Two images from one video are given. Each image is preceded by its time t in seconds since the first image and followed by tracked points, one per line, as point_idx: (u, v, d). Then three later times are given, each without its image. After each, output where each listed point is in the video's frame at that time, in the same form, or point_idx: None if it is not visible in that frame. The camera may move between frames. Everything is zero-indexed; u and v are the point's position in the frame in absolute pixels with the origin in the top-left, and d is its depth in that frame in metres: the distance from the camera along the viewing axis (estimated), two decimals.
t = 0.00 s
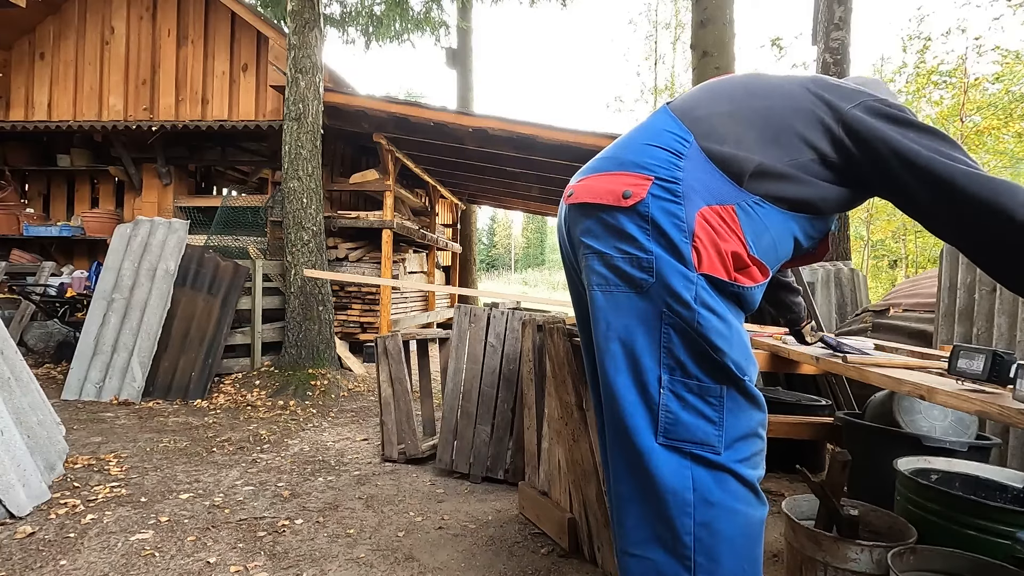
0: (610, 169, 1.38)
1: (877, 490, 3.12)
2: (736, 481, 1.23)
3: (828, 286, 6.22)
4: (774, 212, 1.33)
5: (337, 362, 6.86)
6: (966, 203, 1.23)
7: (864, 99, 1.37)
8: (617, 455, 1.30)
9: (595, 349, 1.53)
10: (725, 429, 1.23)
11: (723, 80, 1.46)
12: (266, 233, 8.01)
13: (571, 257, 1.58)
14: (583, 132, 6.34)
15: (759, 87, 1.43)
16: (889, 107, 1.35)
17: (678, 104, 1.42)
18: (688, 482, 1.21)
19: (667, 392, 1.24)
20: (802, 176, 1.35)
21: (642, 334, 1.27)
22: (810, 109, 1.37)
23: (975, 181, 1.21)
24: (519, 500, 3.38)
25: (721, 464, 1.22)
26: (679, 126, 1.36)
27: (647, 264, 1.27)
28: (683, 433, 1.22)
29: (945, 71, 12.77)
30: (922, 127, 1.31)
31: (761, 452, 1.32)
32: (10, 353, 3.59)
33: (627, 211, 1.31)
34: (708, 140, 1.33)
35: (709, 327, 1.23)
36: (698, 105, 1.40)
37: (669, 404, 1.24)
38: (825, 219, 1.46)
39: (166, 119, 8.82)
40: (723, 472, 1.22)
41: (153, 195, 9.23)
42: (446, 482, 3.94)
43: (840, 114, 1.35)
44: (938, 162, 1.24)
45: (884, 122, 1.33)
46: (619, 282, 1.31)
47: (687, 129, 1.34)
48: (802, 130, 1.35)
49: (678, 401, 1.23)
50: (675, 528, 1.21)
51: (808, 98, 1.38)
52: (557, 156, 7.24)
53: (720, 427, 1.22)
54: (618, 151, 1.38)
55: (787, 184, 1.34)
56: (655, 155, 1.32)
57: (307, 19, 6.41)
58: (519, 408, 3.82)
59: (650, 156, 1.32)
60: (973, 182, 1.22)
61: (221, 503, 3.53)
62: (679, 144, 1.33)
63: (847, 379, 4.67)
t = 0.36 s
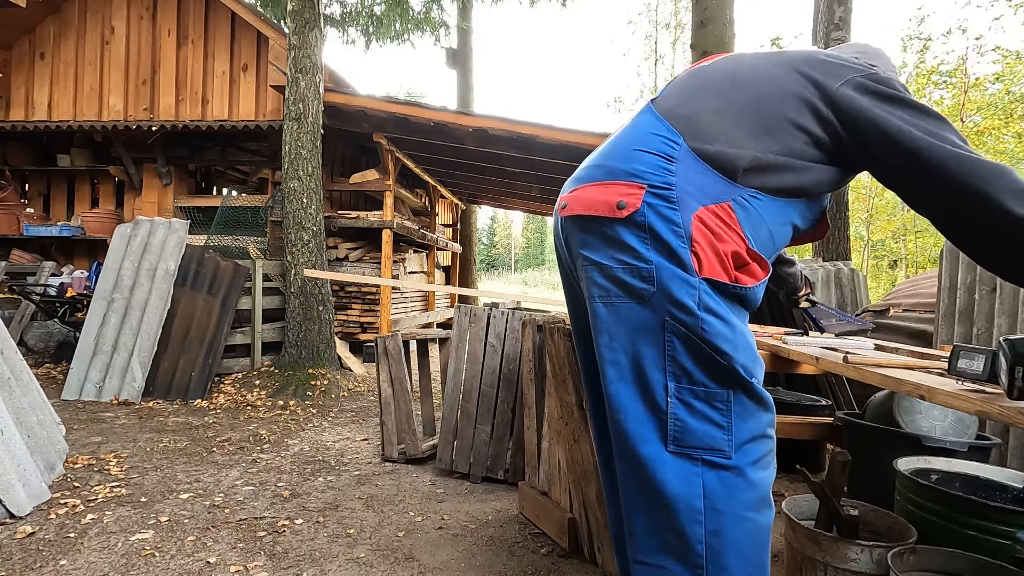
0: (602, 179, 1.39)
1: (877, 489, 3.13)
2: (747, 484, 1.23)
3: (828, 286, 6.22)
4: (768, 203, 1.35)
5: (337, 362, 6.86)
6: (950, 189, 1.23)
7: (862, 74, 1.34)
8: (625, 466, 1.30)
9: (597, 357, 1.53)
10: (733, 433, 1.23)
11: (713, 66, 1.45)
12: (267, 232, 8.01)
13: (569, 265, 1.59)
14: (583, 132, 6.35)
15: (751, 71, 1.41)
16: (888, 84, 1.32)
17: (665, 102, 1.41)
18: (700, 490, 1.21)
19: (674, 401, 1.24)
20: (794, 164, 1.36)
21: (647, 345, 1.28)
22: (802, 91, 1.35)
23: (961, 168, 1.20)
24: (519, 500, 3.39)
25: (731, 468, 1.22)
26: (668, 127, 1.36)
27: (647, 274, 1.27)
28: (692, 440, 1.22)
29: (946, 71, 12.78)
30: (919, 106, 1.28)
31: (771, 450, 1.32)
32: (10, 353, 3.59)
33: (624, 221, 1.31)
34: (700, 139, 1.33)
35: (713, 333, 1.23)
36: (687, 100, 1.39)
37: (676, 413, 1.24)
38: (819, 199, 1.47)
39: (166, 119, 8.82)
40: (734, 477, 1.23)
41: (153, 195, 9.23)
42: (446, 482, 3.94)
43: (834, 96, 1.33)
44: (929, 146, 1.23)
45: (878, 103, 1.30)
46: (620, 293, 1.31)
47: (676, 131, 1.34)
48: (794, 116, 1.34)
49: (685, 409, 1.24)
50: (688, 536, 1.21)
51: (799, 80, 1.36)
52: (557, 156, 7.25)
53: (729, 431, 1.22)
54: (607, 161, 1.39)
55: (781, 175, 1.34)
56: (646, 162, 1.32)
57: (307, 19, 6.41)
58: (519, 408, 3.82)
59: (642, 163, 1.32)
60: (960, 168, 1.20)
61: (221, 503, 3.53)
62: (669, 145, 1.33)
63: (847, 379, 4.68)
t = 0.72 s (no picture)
0: (585, 192, 1.39)
1: (877, 490, 3.13)
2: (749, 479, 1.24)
3: (828, 285, 6.22)
4: (743, 186, 1.35)
5: (337, 362, 6.86)
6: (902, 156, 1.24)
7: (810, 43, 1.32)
8: (625, 473, 1.30)
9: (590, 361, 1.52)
10: (733, 430, 1.23)
11: (662, 59, 1.45)
12: (267, 232, 8.01)
13: (559, 274, 1.58)
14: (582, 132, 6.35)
15: (702, 55, 1.40)
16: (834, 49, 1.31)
17: (632, 104, 1.40)
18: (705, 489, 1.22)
19: (672, 403, 1.23)
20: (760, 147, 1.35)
21: (640, 348, 1.27)
22: (751, 72, 1.34)
23: (909, 135, 1.21)
24: (519, 500, 3.38)
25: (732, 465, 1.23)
26: (639, 130, 1.35)
27: (639, 280, 1.27)
28: (693, 441, 1.23)
29: (946, 71, 12.78)
30: (864, 68, 1.27)
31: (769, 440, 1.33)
32: (10, 353, 3.58)
33: (610, 230, 1.31)
34: (672, 138, 1.31)
35: (707, 332, 1.22)
36: (652, 99, 1.38)
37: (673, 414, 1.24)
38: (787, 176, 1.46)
39: (165, 119, 8.82)
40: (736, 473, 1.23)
41: (153, 195, 9.23)
42: (446, 482, 3.94)
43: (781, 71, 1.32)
44: (867, 112, 1.24)
45: (821, 72, 1.29)
46: (613, 300, 1.30)
47: (647, 134, 1.33)
48: (754, 99, 1.33)
49: (682, 410, 1.23)
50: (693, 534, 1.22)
51: (743, 61, 1.35)
52: (557, 156, 7.25)
53: (729, 430, 1.22)
54: (587, 172, 1.38)
55: (749, 158, 1.34)
56: (624, 169, 1.31)
57: (307, 19, 6.41)
58: (519, 408, 3.82)
59: (621, 171, 1.32)
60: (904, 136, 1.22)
61: (222, 503, 3.53)
62: (643, 148, 1.32)
63: (847, 378, 4.67)
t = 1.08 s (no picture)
0: (526, 205, 1.51)
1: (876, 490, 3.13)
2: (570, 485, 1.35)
3: (828, 285, 6.22)
4: (674, 180, 1.42)
5: (337, 362, 6.86)
6: (780, 116, 1.34)
7: None
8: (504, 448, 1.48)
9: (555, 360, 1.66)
10: (572, 437, 1.34)
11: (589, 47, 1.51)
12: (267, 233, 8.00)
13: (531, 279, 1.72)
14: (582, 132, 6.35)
15: (617, 28, 1.48)
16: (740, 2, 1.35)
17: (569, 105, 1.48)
18: (523, 474, 1.36)
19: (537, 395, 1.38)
20: (676, 127, 1.42)
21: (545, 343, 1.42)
22: (661, 34, 1.41)
23: (787, 99, 1.32)
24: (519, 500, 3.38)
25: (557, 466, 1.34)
26: (565, 135, 1.45)
27: (567, 286, 1.38)
28: (539, 429, 1.36)
29: (946, 71, 12.79)
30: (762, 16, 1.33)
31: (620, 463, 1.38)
32: (10, 352, 3.58)
33: (546, 241, 1.43)
34: (593, 139, 1.40)
35: (588, 340, 1.33)
36: (580, 94, 1.47)
37: (534, 403, 1.39)
38: (717, 161, 1.54)
39: (165, 118, 8.83)
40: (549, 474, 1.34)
41: (153, 195, 9.23)
42: (446, 482, 3.94)
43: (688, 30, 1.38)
44: (754, 85, 1.32)
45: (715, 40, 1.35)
46: (544, 304, 1.43)
47: (574, 142, 1.42)
48: (668, 64, 1.40)
49: (544, 404, 1.37)
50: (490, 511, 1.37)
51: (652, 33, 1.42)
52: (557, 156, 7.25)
53: (564, 435, 1.33)
54: (526, 186, 1.51)
55: (677, 138, 1.42)
56: (557, 180, 1.42)
57: (307, 19, 6.40)
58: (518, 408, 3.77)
59: (553, 181, 1.42)
60: (787, 99, 1.31)
61: (222, 503, 3.53)
62: (569, 154, 1.42)
63: (847, 378, 4.67)
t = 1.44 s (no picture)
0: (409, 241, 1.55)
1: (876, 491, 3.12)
2: (495, 507, 1.38)
3: (828, 286, 6.22)
4: (537, 182, 1.45)
5: (337, 362, 6.85)
6: (590, 110, 1.35)
7: None
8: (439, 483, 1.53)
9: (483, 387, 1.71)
10: (484, 458, 1.37)
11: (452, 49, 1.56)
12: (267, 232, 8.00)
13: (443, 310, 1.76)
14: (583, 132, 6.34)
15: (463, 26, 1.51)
16: None
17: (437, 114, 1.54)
18: (455, 500, 1.42)
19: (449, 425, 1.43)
20: (521, 124, 1.42)
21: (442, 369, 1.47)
22: (492, 28, 1.43)
23: (594, 90, 1.33)
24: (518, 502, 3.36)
25: (474, 490, 1.38)
26: (425, 160, 1.49)
27: (448, 313, 1.43)
28: (456, 459, 1.41)
29: (945, 71, 12.80)
30: None
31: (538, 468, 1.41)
32: (10, 352, 3.58)
33: (428, 269, 1.46)
34: (449, 154, 1.44)
35: (474, 358, 1.37)
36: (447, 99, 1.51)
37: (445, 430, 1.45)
38: (587, 166, 1.55)
39: (165, 119, 8.83)
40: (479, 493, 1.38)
41: (153, 195, 9.24)
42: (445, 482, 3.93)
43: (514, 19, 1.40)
44: (568, 69, 1.33)
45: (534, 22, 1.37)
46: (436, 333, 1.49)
47: (434, 163, 1.46)
48: (502, 54, 1.42)
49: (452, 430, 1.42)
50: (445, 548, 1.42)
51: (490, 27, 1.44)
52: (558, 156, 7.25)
53: (479, 455, 1.37)
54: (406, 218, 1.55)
55: (527, 135, 1.43)
56: (426, 209, 1.46)
57: (307, 19, 6.40)
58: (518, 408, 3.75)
59: (423, 211, 1.47)
60: (597, 96, 1.33)
61: (222, 503, 3.53)
62: (432, 180, 1.46)
63: (847, 378, 4.66)
